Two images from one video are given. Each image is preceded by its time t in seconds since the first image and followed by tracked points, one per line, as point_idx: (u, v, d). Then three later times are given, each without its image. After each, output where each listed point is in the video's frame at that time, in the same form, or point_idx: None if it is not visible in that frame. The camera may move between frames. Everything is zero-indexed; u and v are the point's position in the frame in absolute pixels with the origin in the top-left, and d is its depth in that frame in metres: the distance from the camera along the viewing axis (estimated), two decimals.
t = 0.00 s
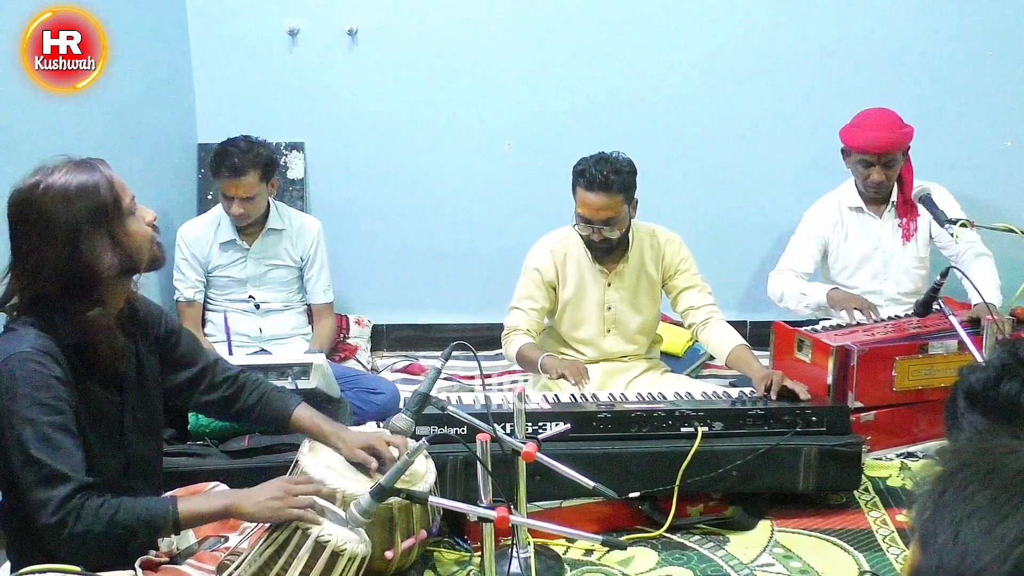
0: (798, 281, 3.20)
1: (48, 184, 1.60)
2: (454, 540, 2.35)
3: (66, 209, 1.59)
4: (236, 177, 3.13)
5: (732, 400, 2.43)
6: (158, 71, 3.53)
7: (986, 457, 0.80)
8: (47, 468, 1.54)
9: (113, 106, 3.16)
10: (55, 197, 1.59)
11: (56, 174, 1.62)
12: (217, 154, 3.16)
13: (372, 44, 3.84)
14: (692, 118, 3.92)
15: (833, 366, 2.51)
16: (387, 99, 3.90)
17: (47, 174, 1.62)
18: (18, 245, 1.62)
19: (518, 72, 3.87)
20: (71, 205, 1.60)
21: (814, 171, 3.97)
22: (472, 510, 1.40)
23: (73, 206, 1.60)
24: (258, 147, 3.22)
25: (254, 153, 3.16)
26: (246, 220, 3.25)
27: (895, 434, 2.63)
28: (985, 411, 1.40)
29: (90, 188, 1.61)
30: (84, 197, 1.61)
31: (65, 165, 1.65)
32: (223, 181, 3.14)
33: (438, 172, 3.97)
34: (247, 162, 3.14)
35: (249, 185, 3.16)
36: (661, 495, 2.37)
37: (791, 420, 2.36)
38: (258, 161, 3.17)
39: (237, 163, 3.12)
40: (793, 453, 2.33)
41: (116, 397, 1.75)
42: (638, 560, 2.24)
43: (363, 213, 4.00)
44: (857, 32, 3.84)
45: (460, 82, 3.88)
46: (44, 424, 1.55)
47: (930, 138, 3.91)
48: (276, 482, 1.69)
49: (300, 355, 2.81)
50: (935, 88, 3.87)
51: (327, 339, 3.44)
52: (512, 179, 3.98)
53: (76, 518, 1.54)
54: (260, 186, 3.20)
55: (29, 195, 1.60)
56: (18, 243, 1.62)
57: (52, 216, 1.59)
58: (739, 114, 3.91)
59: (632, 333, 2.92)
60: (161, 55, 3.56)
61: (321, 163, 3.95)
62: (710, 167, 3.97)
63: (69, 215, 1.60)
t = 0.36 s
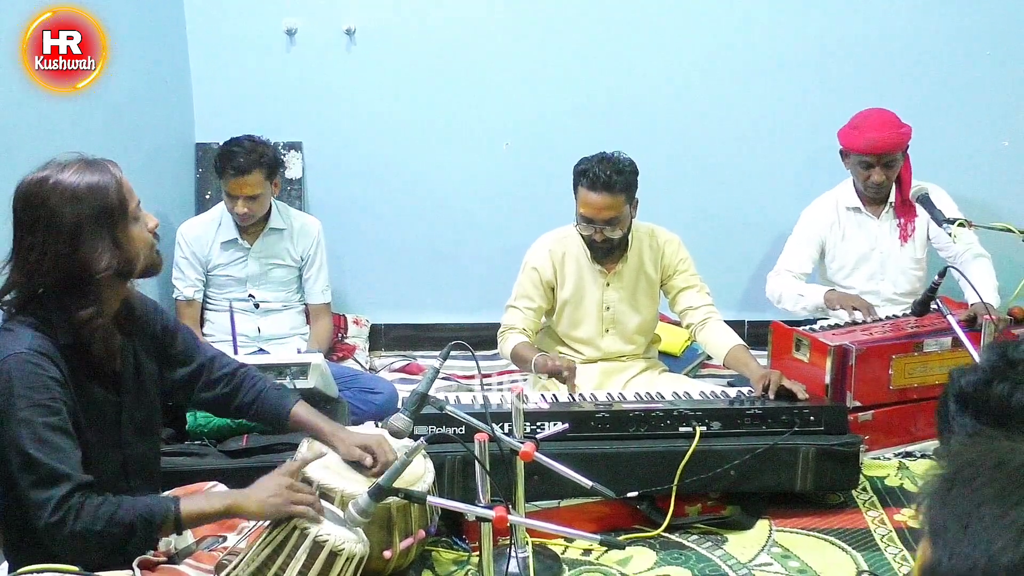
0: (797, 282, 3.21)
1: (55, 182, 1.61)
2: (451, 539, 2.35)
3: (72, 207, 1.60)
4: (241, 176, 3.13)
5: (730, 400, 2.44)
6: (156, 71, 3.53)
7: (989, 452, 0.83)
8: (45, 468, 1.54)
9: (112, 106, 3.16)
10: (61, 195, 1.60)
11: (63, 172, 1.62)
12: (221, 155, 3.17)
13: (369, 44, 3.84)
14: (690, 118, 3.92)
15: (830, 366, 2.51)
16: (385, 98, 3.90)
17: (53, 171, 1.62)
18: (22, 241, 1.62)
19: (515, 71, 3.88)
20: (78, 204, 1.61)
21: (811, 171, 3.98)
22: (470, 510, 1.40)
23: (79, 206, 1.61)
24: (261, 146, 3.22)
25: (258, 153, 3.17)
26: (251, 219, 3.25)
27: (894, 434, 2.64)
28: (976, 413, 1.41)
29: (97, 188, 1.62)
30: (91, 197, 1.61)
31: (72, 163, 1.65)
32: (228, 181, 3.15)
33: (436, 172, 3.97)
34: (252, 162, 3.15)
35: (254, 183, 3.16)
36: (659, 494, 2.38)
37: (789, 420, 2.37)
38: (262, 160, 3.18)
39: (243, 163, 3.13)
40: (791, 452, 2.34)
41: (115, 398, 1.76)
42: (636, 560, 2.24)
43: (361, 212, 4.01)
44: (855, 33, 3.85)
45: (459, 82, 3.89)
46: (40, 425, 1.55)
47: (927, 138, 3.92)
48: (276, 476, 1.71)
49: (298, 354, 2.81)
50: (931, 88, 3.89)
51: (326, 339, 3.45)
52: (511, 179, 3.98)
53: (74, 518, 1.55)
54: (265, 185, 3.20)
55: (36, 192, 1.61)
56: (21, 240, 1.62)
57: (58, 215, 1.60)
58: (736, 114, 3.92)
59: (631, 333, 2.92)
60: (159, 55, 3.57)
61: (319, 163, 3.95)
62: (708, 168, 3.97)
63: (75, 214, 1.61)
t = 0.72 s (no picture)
0: (813, 292, 3.23)
1: (57, 183, 1.61)
2: (450, 539, 2.35)
3: (73, 207, 1.60)
4: (246, 178, 3.13)
5: (727, 399, 2.45)
6: (155, 71, 3.53)
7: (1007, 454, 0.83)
8: (43, 472, 1.54)
9: (111, 106, 3.16)
10: (63, 196, 1.60)
11: (66, 172, 1.62)
12: (227, 154, 3.13)
13: (368, 44, 3.84)
14: (688, 119, 3.93)
15: (828, 366, 2.52)
16: (383, 98, 3.90)
17: (56, 171, 1.62)
18: (23, 241, 1.62)
19: (514, 71, 3.88)
20: (80, 206, 1.60)
21: (809, 171, 3.98)
22: (470, 509, 1.40)
23: (79, 207, 1.61)
24: (267, 148, 3.20)
25: (265, 156, 3.15)
26: (247, 220, 3.25)
27: (891, 434, 2.65)
28: (974, 412, 1.42)
29: (99, 189, 1.62)
30: (92, 199, 1.61)
31: (76, 163, 1.65)
32: (233, 181, 3.14)
33: (434, 172, 3.97)
34: (259, 164, 3.13)
35: (258, 186, 3.16)
36: (658, 494, 2.36)
37: (787, 420, 2.37)
38: (267, 165, 3.15)
39: (249, 165, 3.10)
40: (789, 452, 2.34)
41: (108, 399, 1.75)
42: (634, 559, 2.25)
43: (359, 212, 4.01)
44: (852, 33, 3.85)
45: (457, 82, 3.89)
46: (36, 428, 1.56)
47: (925, 137, 3.93)
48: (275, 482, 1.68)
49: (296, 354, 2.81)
50: (929, 88, 3.89)
51: (324, 338, 3.45)
52: (509, 178, 3.98)
53: (72, 521, 1.55)
54: (267, 188, 3.20)
55: (39, 193, 1.61)
56: (22, 239, 1.62)
57: (60, 217, 1.60)
58: (734, 115, 3.92)
59: (630, 333, 2.93)
60: (159, 55, 3.57)
61: (317, 163, 3.95)
62: (706, 168, 3.98)
63: (77, 217, 1.61)
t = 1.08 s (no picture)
0: (817, 287, 3.24)
1: (59, 183, 1.61)
2: (448, 538, 2.35)
3: (76, 207, 1.60)
4: (263, 188, 3.12)
5: (725, 399, 2.45)
6: (153, 70, 3.53)
7: None
8: (38, 468, 1.54)
9: (110, 106, 3.16)
10: (64, 196, 1.60)
11: (68, 172, 1.62)
12: (238, 167, 3.09)
13: (367, 44, 3.84)
14: (687, 118, 3.92)
15: (827, 366, 2.51)
16: (381, 98, 3.89)
17: (58, 171, 1.62)
18: (22, 240, 1.63)
19: (513, 71, 3.88)
20: (80, 207, 1.60)
21: (808, 171, 3.98)
22: (468, 510, 1.40)
23: (81, 208, 1.60)
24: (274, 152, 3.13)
25: (279, 165, 3.11)
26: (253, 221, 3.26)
27: (889, 434, 2.65)
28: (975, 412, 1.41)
29: (100, 190, 1.62)
30: (94, 200, 1.61)
31: (79, 163, 1.65)
32: (249, 191, 3.12)
33: (433, 171, 3.97)
34: (275, 176, 3.11)
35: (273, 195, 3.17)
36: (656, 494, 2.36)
37: (786, 420, 2.37)
38: (281, 172, 3.12)
39: (267, 177, 3.08)
40: (788, 452, 2.35)
41: (105, 398, 1.75)
42: (633, 558, 2.24)
43: (358, 211, 4.00)
44: (851, 33, 3.85)
45: (456, 81, 3.89)
46: (28, 426, 1.55)
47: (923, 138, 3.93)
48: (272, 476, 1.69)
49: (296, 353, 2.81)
50: (928, 88, 3.89)
51: (321, 338, 3.44)
52: (508, 178, 3.98)
53: (68, 518, 1.54)
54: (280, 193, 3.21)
55: (41, 193, 1.61)
56: (22, 238, 1.63)
57: (60, 217, 1.60)
58: (733, 114, 3.92)
59: (628, 329, 2.92)
60: (158, 54, 3.57)
61: (315, 163, 3.94)
62: (705, 167, 3.98)
63: (77, 217, 1.60)
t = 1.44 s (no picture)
0: (820, 283, 3.26)
1: (64, 183, 1.61)
2: (447, 538, 2.36)
3: (81, 209, 1.60)
4: (236, 185, 3.12)
5: (725, 399, 2.45)
6: (152, 71, 3.53)
7: None
8: (41, 469, 1.54)
9: (109, 106, 3.16)
10: (70, 198, 1.60)
11: (74, 173, 1.62)
12: (215, 164, 3.11)
13: (365, 44, 3.84)
14: (686, 118, 3.93)
15: (826, 365, 2.52)
16: (379, 98, 3.89)
17: (65, 172, 1.62)
18: (27, 240, 1.63)
19: (512, 71, 3.88)
20: (84, 207, 1.60)
21: (806, 171, 3.99)
22: (466, 510, 1.40)
23: (87, 209, 1.60)
24: (255, 151, 3.15)
25: (251, 159, 3.11)
26: (251, 221, 3.27)
27: (888, 434, 2.65)
28: (974, 410, 1.42)
29: (107, 192, 1.62)
30: (100, 202, 1.61)
31: (84, 164, 1.65)
32: (225, 191, 3.14)
33: (431, 171, 3.97)
34: (246, 168, 3.09)
35: (252, 190, 3.16)
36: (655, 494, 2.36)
37: (784, 419, 2.38)
38: (255, 168, 3.12)
39: (237, 171, 3.08)
40: (786, 452, 2.35)
41: (106, 399, 1.75)
42: (632, 559, 2.25)
43: (356, 212, 4.00)
44: (849, 33, 3.86)
45: (455, 81, 3.89)
46: (32, 426, 1.55)
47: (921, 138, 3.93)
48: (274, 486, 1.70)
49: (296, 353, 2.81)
50: (926, 88, 3.90)
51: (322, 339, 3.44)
52: (506, 178, 3.98)
53: (72, 519, 1.54)
54: (260, 188, 3.19)
55: (46, 193, 1.62)
56: (26, 238, 1.63)
57: (65, 218, 1.60)
58: (732, 114, 3.92)
59: (630, 327, 2.92)
60: (157, 54, 3.57)
61: (314, 163, 3.94)
62: (703, 168, 3.98)
63: (80, 217, 1.60)
